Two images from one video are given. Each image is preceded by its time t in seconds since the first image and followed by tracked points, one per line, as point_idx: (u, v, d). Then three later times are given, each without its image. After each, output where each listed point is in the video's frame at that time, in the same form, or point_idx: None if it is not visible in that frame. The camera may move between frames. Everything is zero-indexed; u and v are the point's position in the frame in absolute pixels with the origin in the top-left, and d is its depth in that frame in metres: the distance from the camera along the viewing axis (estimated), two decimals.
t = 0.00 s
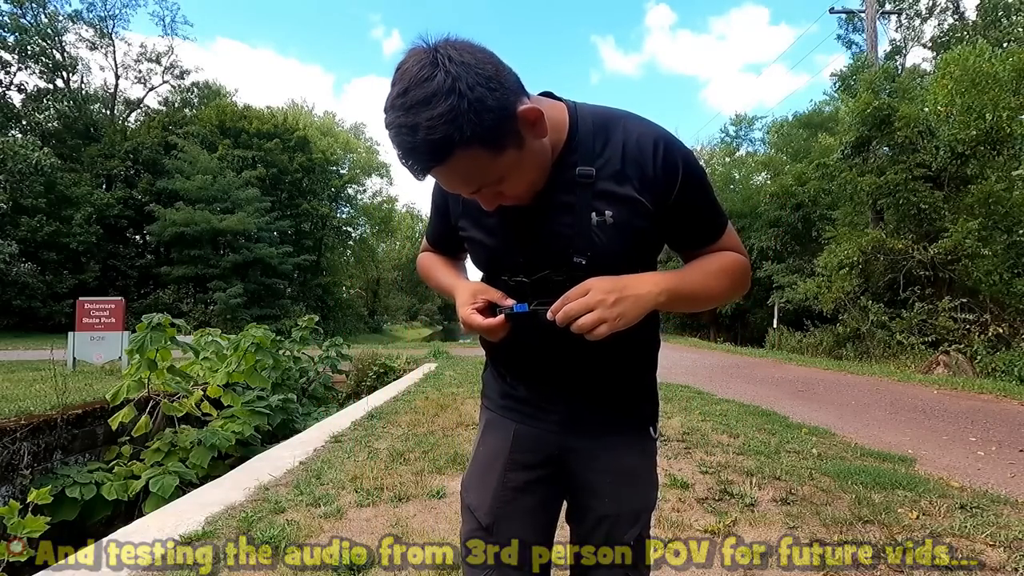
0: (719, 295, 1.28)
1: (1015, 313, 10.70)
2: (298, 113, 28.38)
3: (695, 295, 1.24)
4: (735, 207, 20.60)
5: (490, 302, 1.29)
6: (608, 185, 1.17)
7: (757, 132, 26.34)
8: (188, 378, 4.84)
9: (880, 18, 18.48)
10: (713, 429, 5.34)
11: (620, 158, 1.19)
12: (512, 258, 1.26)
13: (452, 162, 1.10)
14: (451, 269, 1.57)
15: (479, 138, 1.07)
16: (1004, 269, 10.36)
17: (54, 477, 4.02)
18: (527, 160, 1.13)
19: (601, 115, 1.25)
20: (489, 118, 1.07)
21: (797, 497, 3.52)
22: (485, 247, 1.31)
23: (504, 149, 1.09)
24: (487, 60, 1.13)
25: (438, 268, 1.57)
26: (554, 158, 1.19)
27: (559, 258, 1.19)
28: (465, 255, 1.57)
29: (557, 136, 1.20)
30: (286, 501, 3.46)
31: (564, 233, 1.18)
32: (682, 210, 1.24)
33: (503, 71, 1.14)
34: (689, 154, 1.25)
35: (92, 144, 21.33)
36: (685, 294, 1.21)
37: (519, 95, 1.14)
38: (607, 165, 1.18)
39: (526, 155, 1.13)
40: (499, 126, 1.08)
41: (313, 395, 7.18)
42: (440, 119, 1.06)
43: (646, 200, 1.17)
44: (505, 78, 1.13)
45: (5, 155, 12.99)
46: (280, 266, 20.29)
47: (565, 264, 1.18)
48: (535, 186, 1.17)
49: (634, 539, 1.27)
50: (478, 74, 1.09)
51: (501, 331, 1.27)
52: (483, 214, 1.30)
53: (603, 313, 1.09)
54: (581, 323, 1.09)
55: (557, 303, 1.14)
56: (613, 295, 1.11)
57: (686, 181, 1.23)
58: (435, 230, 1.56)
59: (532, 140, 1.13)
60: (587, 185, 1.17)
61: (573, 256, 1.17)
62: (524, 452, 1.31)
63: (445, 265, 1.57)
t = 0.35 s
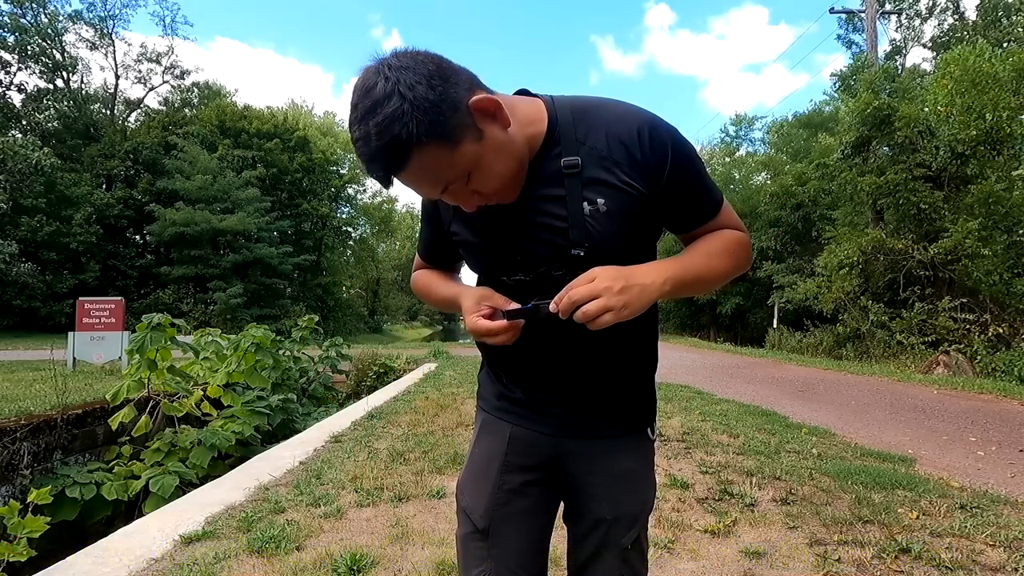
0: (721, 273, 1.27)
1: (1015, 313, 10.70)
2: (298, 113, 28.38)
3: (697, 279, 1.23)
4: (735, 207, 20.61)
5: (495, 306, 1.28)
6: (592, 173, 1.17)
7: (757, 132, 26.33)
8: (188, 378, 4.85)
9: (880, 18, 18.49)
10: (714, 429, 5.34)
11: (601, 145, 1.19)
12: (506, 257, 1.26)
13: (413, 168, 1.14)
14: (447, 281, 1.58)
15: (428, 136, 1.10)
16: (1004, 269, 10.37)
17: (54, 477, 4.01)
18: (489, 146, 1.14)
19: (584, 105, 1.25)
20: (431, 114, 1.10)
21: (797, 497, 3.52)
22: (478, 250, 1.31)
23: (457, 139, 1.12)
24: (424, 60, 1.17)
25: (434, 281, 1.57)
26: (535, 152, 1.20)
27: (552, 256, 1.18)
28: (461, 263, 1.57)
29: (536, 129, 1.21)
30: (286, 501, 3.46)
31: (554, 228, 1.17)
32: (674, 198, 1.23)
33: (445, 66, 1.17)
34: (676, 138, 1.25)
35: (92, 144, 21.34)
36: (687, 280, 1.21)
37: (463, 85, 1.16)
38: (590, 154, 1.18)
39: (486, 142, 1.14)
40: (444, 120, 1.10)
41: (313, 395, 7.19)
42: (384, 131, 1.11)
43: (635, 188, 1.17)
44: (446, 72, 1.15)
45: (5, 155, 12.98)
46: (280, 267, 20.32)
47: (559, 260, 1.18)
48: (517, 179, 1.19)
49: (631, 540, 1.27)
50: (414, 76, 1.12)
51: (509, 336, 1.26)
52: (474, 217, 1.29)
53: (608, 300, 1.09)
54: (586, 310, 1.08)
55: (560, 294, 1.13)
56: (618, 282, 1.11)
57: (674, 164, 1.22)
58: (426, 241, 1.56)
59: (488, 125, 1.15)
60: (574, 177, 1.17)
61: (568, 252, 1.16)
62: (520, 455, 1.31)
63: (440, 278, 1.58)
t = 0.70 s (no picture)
0: (725, 288, 1.25)
1: (1015, 313, 10.70)
2: (298, 113, 28.39)
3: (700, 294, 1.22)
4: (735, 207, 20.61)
5: (498, 313, 1.25)
6: (594, 172, 1.17)
7: (757, 132, 26.31)
8: (188, 378, 4.85)
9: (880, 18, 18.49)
10: (714, 429, 5.34)
11: (604, 145, 1.20)
12: (505, 260, 1.25)
13: (393, 117, 1.23)
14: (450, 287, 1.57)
15: (392, 83, 1.17)
16: (1004, 269, 10.38)
17: (54, 477, 4.01)
18: (447, 104, 1.13)
19: (586, 111, 1.26)
20: (394, 64, 1.17)
21: (797, 497, 3.52)
22: (478, 252, 1.31)
23: (415, 89, 1.15)
24: (430, 15, 1.21)
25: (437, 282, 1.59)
26: (537, 154, 1.20)
27: (553, 259, 1.18)
28: (462, 265, 1.57)
29: (537, 131, 1.21)
30: (286, 501, 3.46)
31: (553, 231, 1.17)
32: (677, 207, 1.23)
33: (446, 25, 1.20)
34: (680, 145, 1.25)
35: (93, 143, 21.35)
36: (692, 296, 1.19)
37: (450, 42, 1.16)
38: (593, 155, 1.19)
39: (443, 98, 1.13)
40: (405, 73, 1.16)
41: (313, 395, 7.19)
42: (368, 74, 1.23)
43: (635, 198, 1.17)
44: (436, 28, 1.18)
45: (5, 155, 12.98)
46: (280, 266, 20.33)
47: (559, 265, 1.17)
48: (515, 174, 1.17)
49: (630, 542, 1.27)
50: (400, 26, 1.19)
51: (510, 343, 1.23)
52: (475, 221, 1.29)
53: (608, 319, 1.08)
54: (583, 330, 1.07)
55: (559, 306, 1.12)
56: (620, 301, 1.09)
57: (677, 168, 1.22)
58: (427, 244, 1.56)
59: (454, 83, 1.13)
60: (576, 180, 1.17)
61: (567, 256, 1.16)
62: (519, 455, 1.31)
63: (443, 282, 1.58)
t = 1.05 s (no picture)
0: (725, 306, 1.26)
1: (1015, 313, 10.70)
2: (298, 113, 28.38)
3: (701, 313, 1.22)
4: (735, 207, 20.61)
5: (503, 324, 1.25)
6: (604, 193, 1.17)
7: (757, 132, 26.30)
8: (188, 378, 4.85)
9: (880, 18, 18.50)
10: (714, 429, 5.34)
11: (614, 164, 1.20)
12: (509, 269, 1.25)
13: (401, 144, 1.22)
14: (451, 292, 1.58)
15: (400, 114, 1.16)
16: (1004, 269, 10.38)
17: (54, 477, 4.01)
18: (454, 136, 1.11)
19: (594, 125, 1.26)
20: (400, 96, 1.15)
21: (797, 497, 3.52)
22: (482, 259, 1.31)
23: (423, 120, 1.13)
24: (437, 41, 1.17)
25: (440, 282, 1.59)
26: (546, 170, 1.20)
27: (557, 272, 1.18)
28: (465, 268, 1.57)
29: (546, 152, 1.20)
30: (286, 501, 3.46)
31: (559, 245, 1.17)
32: (683, 224, 1.24)
33: (455, 53, 1.16)
34: (688, 162, 1.25)
35: (93, 143, 21.35)
36: (694, 316, 1.20)
37: (457, 71, 1.13)
38: (602, 174, 1.19)
39: (449, 131, 1.11)
40: (412, 105, 1.14)
41: (313, 395, 7.20)
42: (374, 100, 1.21)
43: (642, 221, 1.17)
44: (443, 57, 1.15)
45: (5, 155, 12.98)
46: (280, 266, 20.33)
47: (563, 278, 1.18)
48: (523, 198, 1.17)
49: (630, 543, 1.26)
50: (405, 57, 1.16)
51: (515, 355, 1.24)
52: (479, 228, 1.29)
53: (609, 337, 1.08)
54: (585, 345, 1.08)
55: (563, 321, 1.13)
56: (622, 319, 1.09)
57: (684, 186, 1.22)
58: (430, 245, 1.56)
59: (462, 114, 1.11)
60: (583, 197, 1.17)
61: (572, 272, 1.16)
62: (519, 454, 1.31)
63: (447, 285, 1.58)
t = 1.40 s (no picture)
0: (725, 312, 1.26)
1: (1015, 313, 10.70)
2: (298, 113, 28.39)
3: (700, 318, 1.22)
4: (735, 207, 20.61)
5: (506, 326, 1.26)
6: (609, 199, 1.17)
7: (757, 132, 26.30)
8: (188, 378, 4.85)
9: (880, 18, 18.53)
10: (714, 429, 5.34)
11: (619, 172, 1.20)
12: (512, 271, 1.26)
13: (408, 149, 1.22)
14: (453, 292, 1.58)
15: (408, 120, 1.16)
16: (1004, 269, 10.39)
17: (54, 477, 4.01)
18: (462, 143, 1.11)
19: (598, 130, 1.26)
20: (410, 103, 1.14)
21: (797, 497, 3.52)
22: (485, 260, 1.31)
23: (431, 129, 1.13)
24: (448, 50, 1.17)
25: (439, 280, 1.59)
26: (552, 175, 1.20)
27: (561, 275, 1.18)
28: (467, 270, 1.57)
29: (552, 157, 1.20)
30: (286, 501, 3.46)
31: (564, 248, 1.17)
32: (687, 228, 1.24)
33: (465, 61, 1.17)
34: (692, 166, 1.25)
35: (92, 143, 21.35)
36: (693, 320, 1.20)
37: (466, 79, 1.13)
38: (607, 181, 1.19)
39: (458, 138, 1.11)
40: (422, 112, 1.14)
41: (313, 395, 7.21)
42: (382, 106, 1.21)
43: (645, 227, 1.17)
44: (453, 65, 1.15)
45: (5, 155, 12.98)
46: (280, 266, 20.36)
47: (566, 282, 1.18)
48: (529, 206, 1.17)
49: (632, 542, 1.25)
50: (415, 64, 1.15)
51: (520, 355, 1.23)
52: (482, 231, 1.29)
53: (612, 341, 1.08)
54: (587, 348, 1.08)
55: (568, 324, 1.13)
56: (624, 324, 1.09)
57: (687, 192, 1.22)
58: (432, 245, 1.56)
59: (470, 122, 1.11)
60: (587, 202, 1.17)
61: (576, 276, 1.17)
62: (521, 452, 1.32)
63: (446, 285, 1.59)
